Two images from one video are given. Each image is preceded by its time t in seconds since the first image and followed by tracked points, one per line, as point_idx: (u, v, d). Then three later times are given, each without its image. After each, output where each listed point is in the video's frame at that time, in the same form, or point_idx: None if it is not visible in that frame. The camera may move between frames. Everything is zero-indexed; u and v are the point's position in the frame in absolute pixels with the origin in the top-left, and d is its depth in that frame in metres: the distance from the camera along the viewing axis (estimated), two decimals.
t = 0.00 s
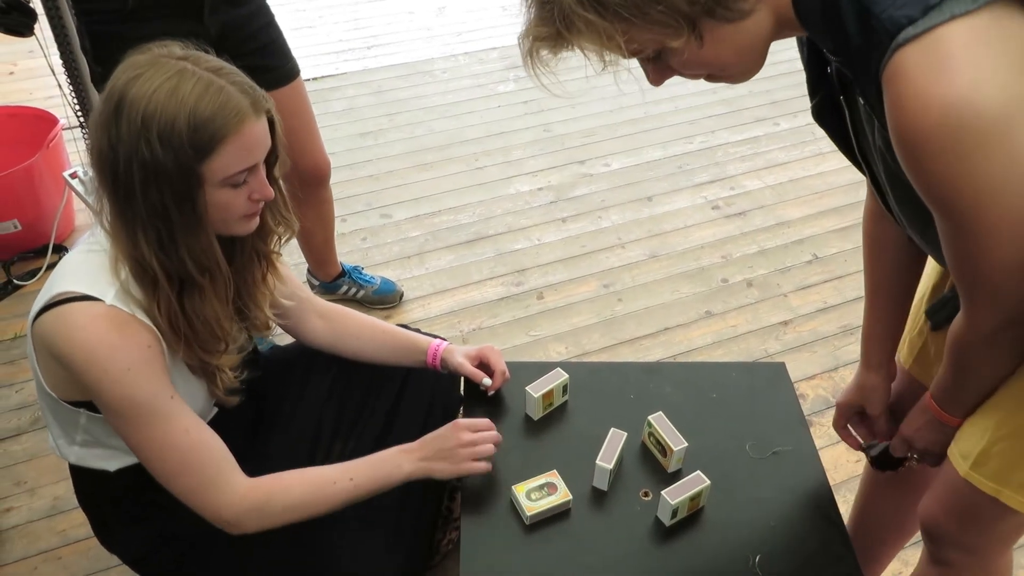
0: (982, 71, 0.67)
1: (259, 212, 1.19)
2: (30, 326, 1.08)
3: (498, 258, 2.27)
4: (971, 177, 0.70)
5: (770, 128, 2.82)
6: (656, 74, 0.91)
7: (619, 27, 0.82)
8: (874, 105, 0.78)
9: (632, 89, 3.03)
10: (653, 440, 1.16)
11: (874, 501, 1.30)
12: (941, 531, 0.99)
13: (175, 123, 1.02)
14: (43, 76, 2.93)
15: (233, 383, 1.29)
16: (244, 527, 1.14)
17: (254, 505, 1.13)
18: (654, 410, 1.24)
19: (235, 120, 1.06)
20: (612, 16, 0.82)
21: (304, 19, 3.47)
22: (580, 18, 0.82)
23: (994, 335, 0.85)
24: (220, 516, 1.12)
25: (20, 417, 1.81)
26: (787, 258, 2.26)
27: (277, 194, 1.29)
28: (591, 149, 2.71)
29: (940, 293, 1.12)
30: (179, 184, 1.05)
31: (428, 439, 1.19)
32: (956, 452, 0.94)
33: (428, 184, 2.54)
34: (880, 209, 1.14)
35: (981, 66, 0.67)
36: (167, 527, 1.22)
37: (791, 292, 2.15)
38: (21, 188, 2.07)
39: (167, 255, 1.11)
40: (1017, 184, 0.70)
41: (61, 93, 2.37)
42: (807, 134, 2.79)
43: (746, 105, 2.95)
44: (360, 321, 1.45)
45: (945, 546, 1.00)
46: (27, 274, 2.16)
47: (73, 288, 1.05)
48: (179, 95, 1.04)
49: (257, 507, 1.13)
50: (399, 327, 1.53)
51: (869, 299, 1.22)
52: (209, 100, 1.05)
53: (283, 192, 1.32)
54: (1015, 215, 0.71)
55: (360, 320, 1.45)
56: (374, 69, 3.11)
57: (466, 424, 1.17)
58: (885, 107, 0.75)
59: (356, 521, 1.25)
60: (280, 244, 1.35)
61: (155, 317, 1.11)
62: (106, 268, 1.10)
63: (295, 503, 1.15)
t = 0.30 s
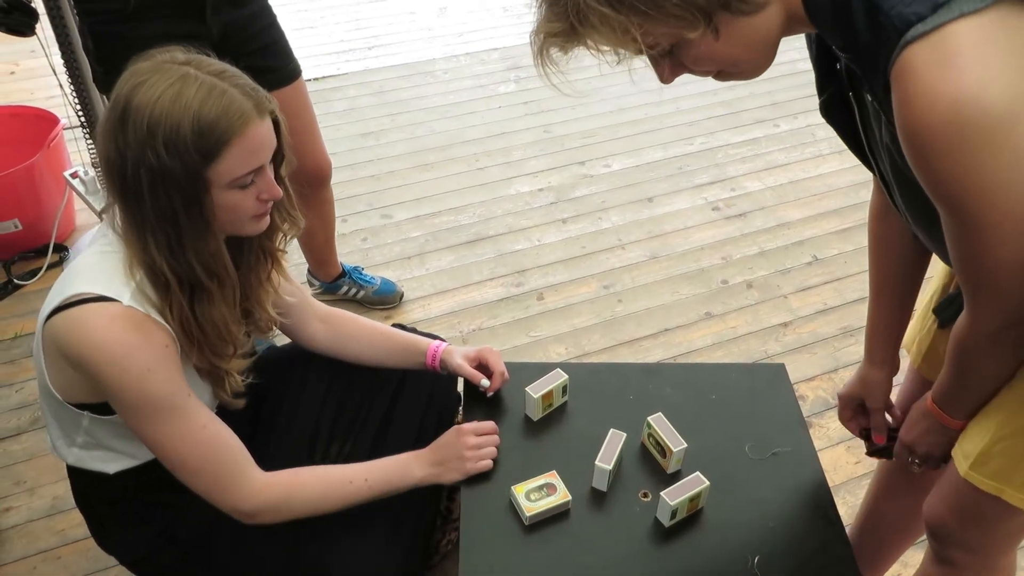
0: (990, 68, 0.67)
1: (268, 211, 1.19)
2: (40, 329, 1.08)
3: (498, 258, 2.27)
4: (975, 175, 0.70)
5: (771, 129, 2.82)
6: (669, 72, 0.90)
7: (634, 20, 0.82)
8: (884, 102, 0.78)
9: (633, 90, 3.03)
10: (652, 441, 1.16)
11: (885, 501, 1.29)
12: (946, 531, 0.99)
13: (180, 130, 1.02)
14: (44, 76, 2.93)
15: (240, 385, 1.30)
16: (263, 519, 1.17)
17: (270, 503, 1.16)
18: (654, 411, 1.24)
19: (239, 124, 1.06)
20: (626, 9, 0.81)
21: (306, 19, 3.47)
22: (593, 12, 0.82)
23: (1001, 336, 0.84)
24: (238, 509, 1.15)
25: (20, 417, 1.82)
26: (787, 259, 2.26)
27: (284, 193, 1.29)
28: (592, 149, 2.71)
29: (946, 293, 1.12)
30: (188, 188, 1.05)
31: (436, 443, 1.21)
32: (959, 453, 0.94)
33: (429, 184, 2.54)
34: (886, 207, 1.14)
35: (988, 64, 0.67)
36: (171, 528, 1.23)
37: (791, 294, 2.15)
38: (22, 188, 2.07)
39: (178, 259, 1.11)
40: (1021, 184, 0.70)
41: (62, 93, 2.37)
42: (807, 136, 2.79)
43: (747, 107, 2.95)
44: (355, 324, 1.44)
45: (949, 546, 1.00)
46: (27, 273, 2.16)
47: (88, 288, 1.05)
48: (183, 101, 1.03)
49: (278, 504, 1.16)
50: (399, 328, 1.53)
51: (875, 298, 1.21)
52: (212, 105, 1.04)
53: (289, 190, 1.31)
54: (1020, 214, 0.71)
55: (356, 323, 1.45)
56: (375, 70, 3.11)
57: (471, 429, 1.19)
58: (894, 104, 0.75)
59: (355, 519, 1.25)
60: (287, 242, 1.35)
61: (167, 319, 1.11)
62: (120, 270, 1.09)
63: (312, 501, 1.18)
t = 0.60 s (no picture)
0: (1000, 70, 0.67)
1: (260, 209, 1.19)
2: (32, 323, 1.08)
3: (498, 259, 2.27)
4: (987, 175, 0.70)
5: (772, 131, 2.82)
6: (676, 80, 0.90)
7: (642, 27, 0.82)
8: (892, 105, 0.78)
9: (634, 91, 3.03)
10: (651, 442, 1.16)
11: (874, 502, 1.29)
12: (936, 530, 0.98)
13: (172, 125, 1.03)
14: (46, 76, 2.94)
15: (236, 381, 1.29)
16: (261, 511, 1.17)
17: (265, 496, 1.16)
18: (653, 411, 1.24)
19: (232, 118, 1.06)
20: (635, 16, 0.81)
21: (307, 20, 3.48)
22: (601, 19, 0.82)
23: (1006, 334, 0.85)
24: (235, 501, 1.15)
25: (20, 416, 1.82)
26: (787, 260, 2.26)
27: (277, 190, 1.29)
28: (592, 150, 2.71)
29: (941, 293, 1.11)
30: (180, 183, 1.06)
31: (436, 442, 1.21)
32: (955, 449, 0.94)
33: (429, 185, 2.54)
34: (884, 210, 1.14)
35: (999, 66, 0.67)
36: (170, 527, 1.22)
37: (791, 295, 2.15)
38: (22, 187, 2.08)
39: (169, 256, 1.12)
40: None
41: (64, 93, 2.37)
42: (808, 137, 2.79)
43: (747, 108, 2.95)
44: (356, 321, 1.45)
45: (936, 546, 1.00)
46: (28, 273, 2.17)
47: (76, 285, 1.05)
48: (175, 95, 1.04)
49: (270, 500, 1.16)
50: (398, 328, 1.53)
51: (870, 299, 1.21)
52: (204, 100, 1.05)
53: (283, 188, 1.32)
54: None
55: (356, 320, 1.45)
56: (376, 70, 3.11)
57: (471, 429, 1.19)
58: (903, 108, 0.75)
59: (354, 516, 1.26)
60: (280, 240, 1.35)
61: (157, 316, 1.11)
62: (107, 267, 1.10)
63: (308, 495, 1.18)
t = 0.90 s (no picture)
0: (1012, 75, 0.66)
1: (261, 195, 1.19)
2: (36, 334, 1.09)
3: (500, 259, 2.27)
4: (1000, 181, 0.69)
5: (775, 131, 2.82)
6: (683, 87, 0.89)
7: (648, 34, 0.80)
8: (901, 113, 0.78)
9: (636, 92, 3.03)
10: (651, 441, 1.16)
11: (877, 503, 1.29)
12: (940, 530, 0.98)
13: (146, 116, 1.03)
14: (51, 75, 2.95)
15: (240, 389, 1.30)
16: (263, 513, 1.18)
17: (271, 493, 1.17)
18: (652, 412, 1.24)
19: (204, 99, 1.06)
20: (640, 24, 0.80)
21: (310, 20, 3.48)
22: (607, 27, 0.80)
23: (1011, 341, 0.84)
24: (239, 506, 1.16)
25: (23, 414, 1.82)
26: (789, 261, 2.26)
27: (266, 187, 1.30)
28: (595, 151, 2.71)
29: (946, 294, 1.11)
30: (163, 177, 1.06)
31: (436, 442, 1.21)
32: (962, 450, 0.93)
33: (432, 185, 2.54)
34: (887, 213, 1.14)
35: (1011, 71, 0.67)
36: (171, 527, 1.22)
37: (793, 296, 2.15)
38: (26, 186, 2.08)
39: (161, 259, 1.12)
40: None
41: (67, 92, 2.38)
42: (811, 138, 2.79)
43: (750, 109, 2.95)
44: (359, 321, 1.45)
45: (940, 544, 1.00)
46: (31, 272, 2.17)
47: (78, 291, 1.06)
48: (146, 87, 1.04)
49: (276, 496, 1.17)
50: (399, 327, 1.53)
51: (874, 301, 1.21)
52: (174, 86, 1.05)
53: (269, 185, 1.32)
54: None
55: (359, 320, 1.45)
56: (379, 70, 3.12)
57: (473, 428, 1.19)
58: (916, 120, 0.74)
59: (356, 516, 1.26)
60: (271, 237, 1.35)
61: (158, 322, 1.12)
62: (111, 276, 1.10)
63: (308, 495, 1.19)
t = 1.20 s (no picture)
0: None
1: (260, 190, 1.19)
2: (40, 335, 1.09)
3: (502, 257, 2.27)
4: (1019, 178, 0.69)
5: (777, 131, 2.82)
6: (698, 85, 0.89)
7: (661, 33, 0.80)
8: (916, 112, 0.78)
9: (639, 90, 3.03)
10: (653, 440, 1.16)
11: (876, 504, 1.29)
12: (945, 529, 0.98)
13: (143, 113, 1.03)
14: (54, 73, 2.95)
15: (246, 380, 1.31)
16: (304, 483, 1.19)
17: (307, 466, 1.18)
18: (654, 410, 1.24)
19: (200, 95, 1.06)
20: (654, 23, 0.80)
21: (313, 18, 3.48)
22: (620, 28, 0.81)
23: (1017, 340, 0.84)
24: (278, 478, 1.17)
25: (25, 411, 1.82)
26: (791, 260, 2.26)
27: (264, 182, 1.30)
28: (596, 150, 2.70)
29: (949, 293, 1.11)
30: (160, 173, 1.06)
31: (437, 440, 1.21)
32: (967, 450, 0.93)
33: (434, 183, 2.54)
34: (891, 214, 1.14)
35: None
36: (171, 528, 1.22)
37: (795, 295, 2.15)
38: (28, 183, 2.09)
39: (161, 254, 1.12)
40: None
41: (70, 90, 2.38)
42: (813, 137, 2.79)
43: (752, 108, 2.95)
44: (359, 320, 1.45)
45: (944, 543, 1.00)
46: (34, 269, 2.17)
47: (83, 291, 1.06)
48: (142, 84, 1.04)
49: (315, 467, 1.19)
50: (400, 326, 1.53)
51: (875, 301, 1.21)
52: (170, 82, 1.05)
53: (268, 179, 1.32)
54: None
55: (359, 319, 1.45)
56: (381, 68, 3.12)
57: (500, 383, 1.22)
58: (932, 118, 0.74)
59: (357, 514, 1.26)
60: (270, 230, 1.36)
61: (166, 315, 1.12)
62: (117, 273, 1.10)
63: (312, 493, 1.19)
